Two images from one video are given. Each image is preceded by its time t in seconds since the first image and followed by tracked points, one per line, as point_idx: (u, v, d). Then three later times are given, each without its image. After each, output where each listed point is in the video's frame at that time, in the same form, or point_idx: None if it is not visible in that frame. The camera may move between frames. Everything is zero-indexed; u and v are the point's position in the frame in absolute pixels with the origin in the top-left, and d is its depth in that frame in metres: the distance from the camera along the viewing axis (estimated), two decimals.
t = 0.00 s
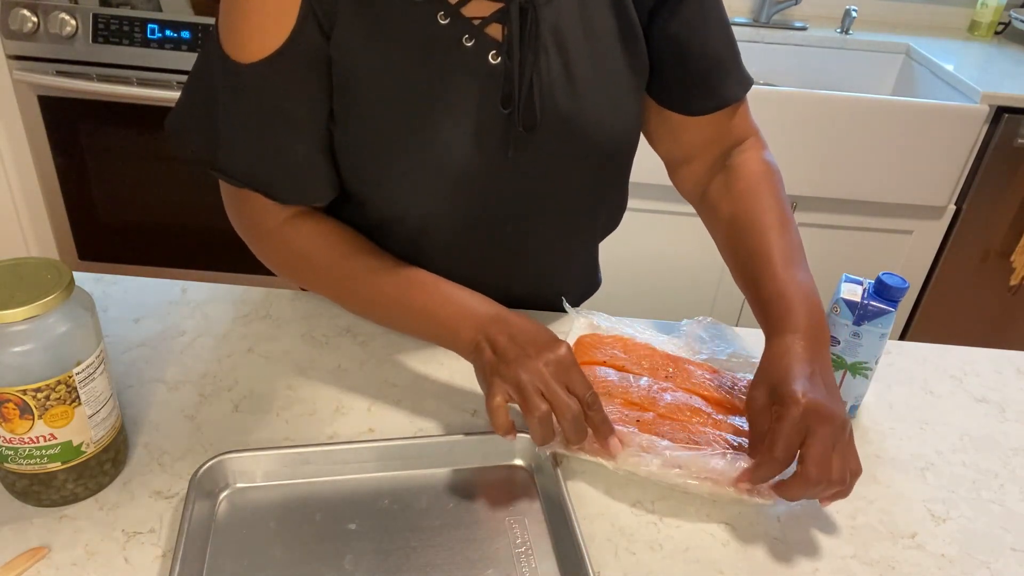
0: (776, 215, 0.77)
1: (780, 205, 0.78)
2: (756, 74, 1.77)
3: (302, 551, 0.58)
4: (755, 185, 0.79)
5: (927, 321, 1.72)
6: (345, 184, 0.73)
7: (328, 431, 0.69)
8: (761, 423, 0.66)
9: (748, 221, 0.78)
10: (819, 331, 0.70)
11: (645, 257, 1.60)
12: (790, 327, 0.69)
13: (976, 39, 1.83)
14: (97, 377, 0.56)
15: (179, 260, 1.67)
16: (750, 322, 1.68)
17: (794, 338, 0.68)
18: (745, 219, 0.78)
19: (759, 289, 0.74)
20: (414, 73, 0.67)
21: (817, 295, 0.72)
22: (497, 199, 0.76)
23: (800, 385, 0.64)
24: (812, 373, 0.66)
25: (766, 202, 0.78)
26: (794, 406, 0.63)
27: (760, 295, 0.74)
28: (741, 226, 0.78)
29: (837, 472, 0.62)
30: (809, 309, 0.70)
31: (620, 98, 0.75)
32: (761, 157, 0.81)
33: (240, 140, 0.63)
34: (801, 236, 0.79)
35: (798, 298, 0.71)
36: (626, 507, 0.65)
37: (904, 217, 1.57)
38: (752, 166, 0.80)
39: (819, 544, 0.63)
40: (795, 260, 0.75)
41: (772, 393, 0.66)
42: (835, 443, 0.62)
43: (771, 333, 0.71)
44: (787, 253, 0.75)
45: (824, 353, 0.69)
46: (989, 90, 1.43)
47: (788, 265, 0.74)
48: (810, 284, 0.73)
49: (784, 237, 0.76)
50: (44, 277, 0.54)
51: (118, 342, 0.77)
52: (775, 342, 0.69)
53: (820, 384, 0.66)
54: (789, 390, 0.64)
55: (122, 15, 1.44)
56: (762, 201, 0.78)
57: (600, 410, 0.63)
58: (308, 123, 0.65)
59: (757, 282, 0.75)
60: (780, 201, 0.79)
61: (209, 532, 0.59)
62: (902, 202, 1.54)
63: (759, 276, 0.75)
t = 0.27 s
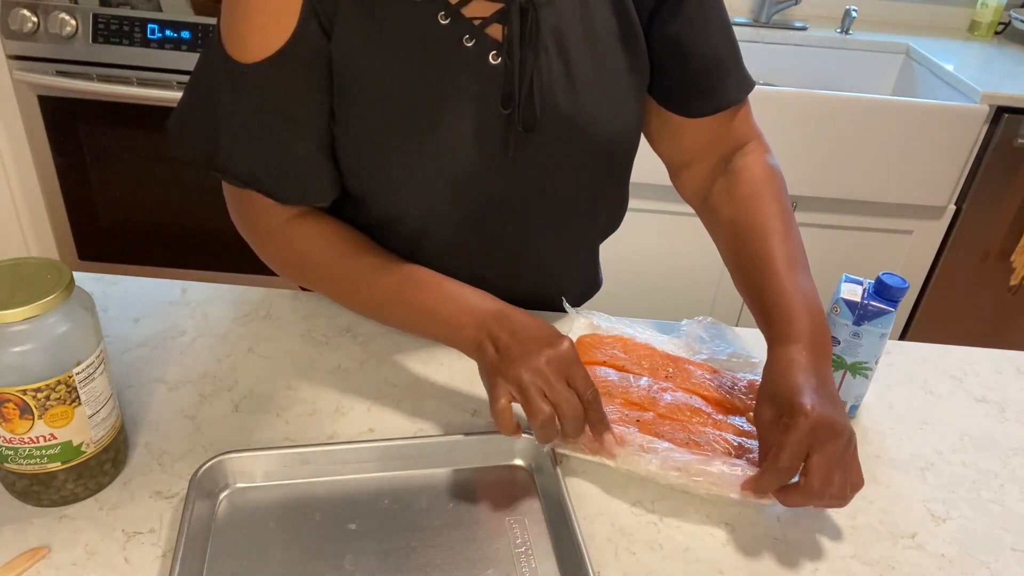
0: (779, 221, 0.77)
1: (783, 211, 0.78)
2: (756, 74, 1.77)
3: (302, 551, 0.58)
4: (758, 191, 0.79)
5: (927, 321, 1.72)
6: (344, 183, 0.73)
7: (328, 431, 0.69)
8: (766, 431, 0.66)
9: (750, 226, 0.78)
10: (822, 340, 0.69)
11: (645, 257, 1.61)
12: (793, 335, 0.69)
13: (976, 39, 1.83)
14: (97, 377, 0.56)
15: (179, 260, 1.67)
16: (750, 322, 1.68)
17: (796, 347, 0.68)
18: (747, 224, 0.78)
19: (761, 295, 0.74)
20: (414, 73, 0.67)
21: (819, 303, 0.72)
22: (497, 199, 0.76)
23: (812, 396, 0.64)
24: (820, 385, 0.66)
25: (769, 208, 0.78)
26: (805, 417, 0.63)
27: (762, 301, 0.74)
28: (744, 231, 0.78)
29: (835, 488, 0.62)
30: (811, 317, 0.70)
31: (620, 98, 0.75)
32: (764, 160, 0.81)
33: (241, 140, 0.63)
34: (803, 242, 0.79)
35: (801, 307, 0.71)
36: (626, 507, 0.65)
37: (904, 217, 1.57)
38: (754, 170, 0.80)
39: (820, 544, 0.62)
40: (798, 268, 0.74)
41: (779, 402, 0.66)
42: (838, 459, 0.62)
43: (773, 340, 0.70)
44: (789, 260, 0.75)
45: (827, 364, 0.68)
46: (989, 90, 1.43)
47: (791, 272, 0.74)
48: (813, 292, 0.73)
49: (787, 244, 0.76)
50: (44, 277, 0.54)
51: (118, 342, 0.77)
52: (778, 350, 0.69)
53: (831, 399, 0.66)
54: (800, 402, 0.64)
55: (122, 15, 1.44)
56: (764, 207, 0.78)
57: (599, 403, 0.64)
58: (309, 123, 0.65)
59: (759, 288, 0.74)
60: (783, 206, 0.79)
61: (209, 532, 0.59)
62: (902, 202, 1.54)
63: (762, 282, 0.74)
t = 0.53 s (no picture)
0: (781, 227, 0.77)
1: (785, 216, 0.78)
2: (756, 74, 1.77)
3: (303, 551, 0.58)
4: (760, 196, 0.79)
5: (927, 321, 1.72)
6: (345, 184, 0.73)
7: (328, 431, 0.69)
8: (783, 436, 0.66)
9: (753, 233, 0.78)
10: (827, 346, 0.69)
11: (645, 256, 1.61)
12: (798, 343, 0.69)
13: (976, 39, 1.83)
14: (97, 377, 0.56)
15: (178, 260, 1.67)
16: (750, 322, 1.68)
17: (802, 354, 0.68)
18: (750, 232, 0.78)
19: (765, 303, 0.74)
20: (416, 76, 0.67)
21: (822, 308, 0.72)
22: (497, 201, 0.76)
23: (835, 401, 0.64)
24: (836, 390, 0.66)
25: (771, 214, 0.78)
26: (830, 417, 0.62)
27: (767, 310, 0.74)
28: (746, 238, 0.78)
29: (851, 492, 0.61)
30: (816, 322, 0.70)
31: (621, 98, 0.75)
32: (766, 164, 0.81)
33: (242, 141, 0.63)
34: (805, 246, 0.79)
35: (806, 314, 0.71)
36: (626, 507, 0.65)
37: (904, 217, 1.57)
38: (756, 175, 0.80)
39: (820, 545, 0.62)
40: (801, 274, 0.75)
41: (801, 405, 0.65)
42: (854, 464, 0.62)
43: (778, 349, 0.71)
44: (792, 267, 0.75)
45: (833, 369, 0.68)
46: (989, 90, 1.43)
47: (793, 279, 0.74)
48: (816, 299, 0.73)
49: (790, 250, 0.76)
50: (44, 277, 0.54)
51: (119, 342, 0.77)
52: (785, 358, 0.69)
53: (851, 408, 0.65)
54: (826, 405, 0.63)
55: (122, 15, 1.44)
56: (768, 213, 0.78)
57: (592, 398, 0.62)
58: (310, 125, 0.65)
59: (763, 296, 0.75)
60: (785, 211, 0.79)
61: (209, 532, 0.59)
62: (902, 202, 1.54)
63: (766, 291, 0.75)
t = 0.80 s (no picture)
0: (780, 219, 0.78)
1: (784, 209, 0.79)
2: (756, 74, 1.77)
3: (303, 552, 0.58)
4: (759, 189, 0.79)
5: (928, 321, 1.72)
6: (347, 186, 0.73)
7: (328, 431, 0.69)
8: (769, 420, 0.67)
9: (752, 225, 0.78)
10: (829, 331, 0.69)
11: (645, 256, 1.61)
12: (799, 329, 0.69)
13: (976, 39, 1.83)
14: (97, 377, 0.56)
15: (178, 260, 1.67)
16: (750, 322, 1.68)
17: (802, 340, 0.68)
18: (750, 223, 0.78)
19: (764, 294, 0.74)
20: (415, 75, 0.67)
21: (823, 296, 0.72)
22: (497, 201, 0.76)
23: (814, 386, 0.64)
24: (825, 375, 0.66)
25: (770, 205, 0.78)
26: (811, 407, 0.63)
27: (767, 301, 0.74)
28: (747, 229, 0.78)
29: (861, 471, 0.61)
30: (817, 309, 0.70)
31: (622, 99, 0.75)
32: (764, 160, 0.81)
33: (241, 141, 0.63)
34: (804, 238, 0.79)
35: (806, 301, 0.71)
36: (627, 507, 0.65)
37: (905, 217, 1.57)
38: (755, 170, 0.80)
39: (820, 545, 0.62)
40: (801, 264, 0.75)
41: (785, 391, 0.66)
42: (852, 444, 0.62)
43: (780, 336, 0.70)
44: (792, 257, 0.75)
45: (836, 354, 0.68)
46: (989, 90, 1.43)
47: (794, 268, 0.74)
48: (817, 287, 0.73)
49: (789, 240, 0.76)
50: (44, 277, 0.54)
51: (119, 342, 0.77)
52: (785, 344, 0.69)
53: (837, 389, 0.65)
54: (807, 395, 0.64)
55: (122, 15, 1.44)
56: (766, 206, 0.78)
57: (591, 412, 0.64)
58: (310, 126, 0.65)
59: (763, 286, 0.75)
60: (784, 204, 0.79)
61: (209, 532, 0.59)
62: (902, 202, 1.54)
63: (766, 280, 0.75)
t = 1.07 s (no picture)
0: (778, 202, 0.77)
1: (784, 193, 0.78)
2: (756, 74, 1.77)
3: (303, 552, 0.58)
4: (758, 175, 0.78)
5: (927, 321, 1.72)
6: (345, 184, 0.73)
7: (328, 431, 0.69)
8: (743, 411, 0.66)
9: (750, 209, 0.78)
10: (820, 310, 0.69)
11: (645, 257, 1.61)
12: (790, 307, 0.69)
13: (976, 39, 1.83)
14: (97, 377, 0.56)
15: (178, 260, 1.67)
16: (750, 323, 1.68)
17: (791, 317, 0.68)
18: (748, 207, 0.78)
19: (759, 275, 0.74)
20: (416, 74, 0.66)
21: (817, 275, 0.71)
22: (497, 199, 0.76)
23: (787, 376, 0.64)
24: (808, 358, 0.66)
25: (768, 189, 0.78)
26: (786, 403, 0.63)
27: (761, 281, 0.74)
28: (745, 214, 0.78)
29: (853, 448, 0.61)
30: (810, 290, 0.70)
31: (621, 99, 0.75)
32: (767, 149, 0.80)
33: (241, 142, 0.63)
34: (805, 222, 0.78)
35: (799, 280, 0.70)
36: (627, 507, 0.65)
37: (904, 217, 1.57)
38: (756, 156, 0.79)
39: (820, 544, 0.62)
40: (796, 244, 0.74)
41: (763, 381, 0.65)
42: (835, 425, 0.62)
43: (770, 315, 0.70)
44: (788, 238, 0.74)
45: (828, 334, 0.68)
46: (989, 90, 1.43)
47: (790, 249, 0.73)
48: (813, 267, 0.72)
49: (786, 223, 0.76)
50: (44, 277, 0.54)
51: (118, 342, 0.77)
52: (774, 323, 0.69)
53: (811, 370, 0.65)
54: (783, 389, 0.63)
55: (122, 15, 1.44)
56: (764, 188, 0.78)
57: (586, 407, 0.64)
58: (307, 125, 0.65)
59: (758, 267, 0.74)
60: (784, 189, 0.78)
61: (209, 532, 0.59)
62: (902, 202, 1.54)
63: (761, 261, 0.74)
